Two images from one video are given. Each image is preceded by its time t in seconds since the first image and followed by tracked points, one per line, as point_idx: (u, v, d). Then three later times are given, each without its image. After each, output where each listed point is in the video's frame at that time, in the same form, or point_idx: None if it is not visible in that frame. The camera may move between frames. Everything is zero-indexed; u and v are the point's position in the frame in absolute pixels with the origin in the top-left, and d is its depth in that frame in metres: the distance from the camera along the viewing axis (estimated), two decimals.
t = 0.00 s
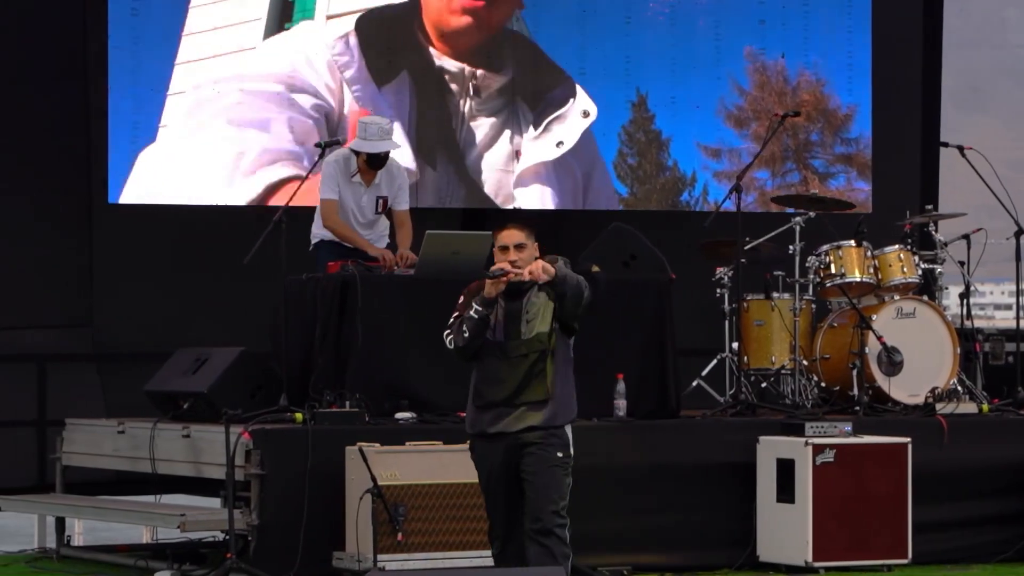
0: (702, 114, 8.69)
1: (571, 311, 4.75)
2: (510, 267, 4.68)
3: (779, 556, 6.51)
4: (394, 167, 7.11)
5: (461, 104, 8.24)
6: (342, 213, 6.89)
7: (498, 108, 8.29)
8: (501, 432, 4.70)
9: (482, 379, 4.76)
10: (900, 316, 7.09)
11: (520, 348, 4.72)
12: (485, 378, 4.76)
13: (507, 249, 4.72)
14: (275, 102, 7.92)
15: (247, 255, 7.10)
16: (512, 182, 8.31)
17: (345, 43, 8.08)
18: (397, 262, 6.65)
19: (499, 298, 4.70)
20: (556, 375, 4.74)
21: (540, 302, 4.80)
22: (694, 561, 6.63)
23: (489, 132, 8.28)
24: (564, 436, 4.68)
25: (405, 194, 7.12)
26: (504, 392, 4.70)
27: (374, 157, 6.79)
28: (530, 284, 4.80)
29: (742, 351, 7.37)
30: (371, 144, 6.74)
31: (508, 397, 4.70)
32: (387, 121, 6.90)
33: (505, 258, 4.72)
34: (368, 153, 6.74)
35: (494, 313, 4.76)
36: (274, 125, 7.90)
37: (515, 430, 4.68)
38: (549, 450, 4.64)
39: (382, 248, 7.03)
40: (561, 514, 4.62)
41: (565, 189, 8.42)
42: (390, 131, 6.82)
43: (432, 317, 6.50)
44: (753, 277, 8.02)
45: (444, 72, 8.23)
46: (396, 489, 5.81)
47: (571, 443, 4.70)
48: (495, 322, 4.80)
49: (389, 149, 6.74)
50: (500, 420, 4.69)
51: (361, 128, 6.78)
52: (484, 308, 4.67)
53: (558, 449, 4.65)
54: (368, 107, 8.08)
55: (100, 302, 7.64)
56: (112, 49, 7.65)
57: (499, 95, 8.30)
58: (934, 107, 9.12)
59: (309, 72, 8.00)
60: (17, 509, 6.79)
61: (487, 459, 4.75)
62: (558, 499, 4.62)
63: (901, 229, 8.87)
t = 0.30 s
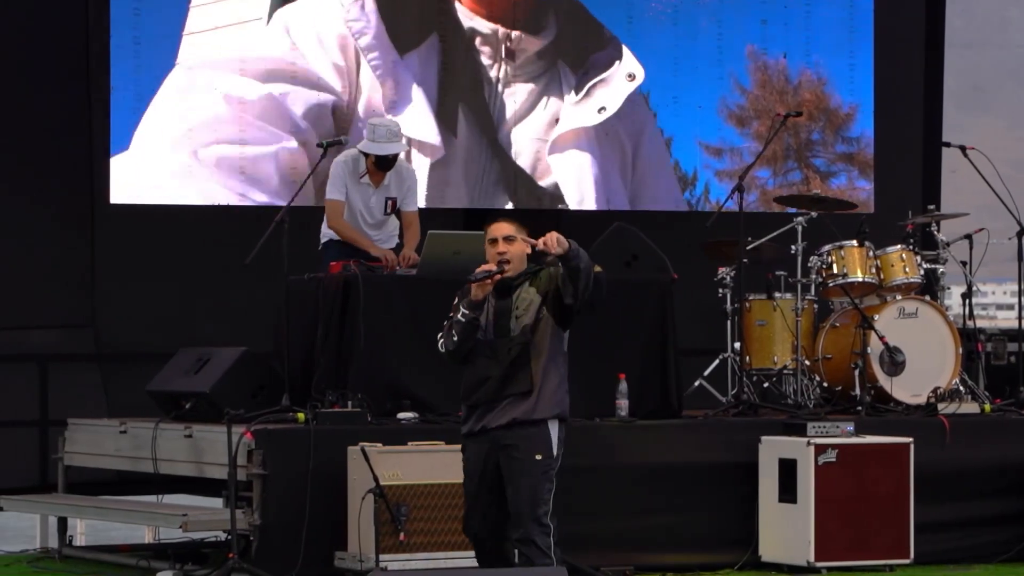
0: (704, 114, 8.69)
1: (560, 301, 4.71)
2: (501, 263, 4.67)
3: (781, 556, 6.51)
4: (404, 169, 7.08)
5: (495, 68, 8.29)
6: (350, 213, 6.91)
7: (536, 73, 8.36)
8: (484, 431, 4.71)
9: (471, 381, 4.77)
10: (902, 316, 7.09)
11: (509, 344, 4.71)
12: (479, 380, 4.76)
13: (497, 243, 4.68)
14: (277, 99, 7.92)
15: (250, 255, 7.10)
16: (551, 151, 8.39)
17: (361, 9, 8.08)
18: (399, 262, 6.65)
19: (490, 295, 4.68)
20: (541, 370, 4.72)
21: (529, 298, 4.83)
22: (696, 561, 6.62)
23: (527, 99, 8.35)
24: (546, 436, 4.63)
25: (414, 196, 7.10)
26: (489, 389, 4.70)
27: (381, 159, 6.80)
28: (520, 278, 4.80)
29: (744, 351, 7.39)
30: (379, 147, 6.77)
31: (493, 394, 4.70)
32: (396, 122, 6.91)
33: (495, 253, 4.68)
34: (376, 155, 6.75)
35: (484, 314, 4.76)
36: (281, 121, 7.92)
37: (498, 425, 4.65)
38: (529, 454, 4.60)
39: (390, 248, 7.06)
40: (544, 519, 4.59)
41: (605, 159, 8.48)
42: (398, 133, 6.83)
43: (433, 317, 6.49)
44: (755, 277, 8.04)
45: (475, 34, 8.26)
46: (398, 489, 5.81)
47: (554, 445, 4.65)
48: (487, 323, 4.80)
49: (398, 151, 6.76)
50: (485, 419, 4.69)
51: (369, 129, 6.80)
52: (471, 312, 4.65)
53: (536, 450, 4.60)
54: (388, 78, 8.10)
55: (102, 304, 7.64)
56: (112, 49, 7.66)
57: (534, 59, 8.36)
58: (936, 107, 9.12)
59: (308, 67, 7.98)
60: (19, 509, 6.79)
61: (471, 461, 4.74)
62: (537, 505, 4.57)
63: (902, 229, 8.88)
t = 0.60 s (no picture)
0: (705, 112, 8.68)
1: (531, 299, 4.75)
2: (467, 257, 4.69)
3: (781, 556, 6.51)
4: (412, 169, 7.05)
5: (506, 39, 8.30)
6: (356, 214, 6.90)
7: (548, 40, 8.37)
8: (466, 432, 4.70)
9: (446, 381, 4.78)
10: (903, 316, 7.09)
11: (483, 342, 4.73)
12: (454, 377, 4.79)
13: (463, 237, 4.69)
14: (278, 90, 7.93)
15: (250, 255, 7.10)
16: (567, 125, 8.40)
17: None
18: (399, 262, 6.64)
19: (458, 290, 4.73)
20: (518, 371, 4.72)
21: (496, 292, 4.85)
22: (696, 562, 6.61)
23: (541, 69, 8.36)
24: (528, 439, 4.63)
25: (422, 197, 7.08)
26: (466, 390, 4.71)
27: (388, 161, 6.80)
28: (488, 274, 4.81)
29: (744, 351, 7.39)
30: (385, 148, 6.75)
31: (472, 395, 4.70)
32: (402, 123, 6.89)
33: (461, 246, 4.70)
34: (383, 157, 6.75)
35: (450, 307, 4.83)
36: (282, 115, 7.93)
37: (479, 428, 4.66)
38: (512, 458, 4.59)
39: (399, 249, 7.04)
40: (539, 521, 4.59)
41: (624, 134, 8.51)
42: (404, 134, 6.81)
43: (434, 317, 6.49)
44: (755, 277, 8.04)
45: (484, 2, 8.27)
46: (399, 489, 5.81)
47: (539, 447, 4.65)
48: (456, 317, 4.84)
49: (404, 153, 6.74)
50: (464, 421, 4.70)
51: (376, 131, 6.79)
52: (436, 306, 4.74)
53: (521, 454, 4.59)
54: (395, 54, 8.11)
55: (102, 304, 7.64)
56: (113, 50, 7.64)
57: (545, 25, 8.37)
58: (936, 107, 9.13)
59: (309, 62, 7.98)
60: (19, 509, 6.79)
61: (446, 462, 4.70)
62: (530, 507, 4.58)
63: (902, 229, 8.88)
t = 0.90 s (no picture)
0: (705, 113, 8.65)
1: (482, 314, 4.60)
2: (414, 263, 4.52)
3: (781, 556, 6.51)
4: (418, 169, 6.98)
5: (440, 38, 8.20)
6: (361, 214, 6.90)
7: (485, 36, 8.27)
8: (418, 442, 4.53)
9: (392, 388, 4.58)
10: (903, 316, 7.10)
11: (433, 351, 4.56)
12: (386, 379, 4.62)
13: (407, 242, 4.52)
14: (276, 84, 7.91)
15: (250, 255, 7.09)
16: (549, 121, 8.38)
17: None
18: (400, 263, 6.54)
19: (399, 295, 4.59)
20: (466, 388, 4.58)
21: (441, 302, 4.63)
22: (697, 562, 6.61)
23: (509, 68, 8.32)
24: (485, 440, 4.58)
25: (428, 198, 7.00)
26: (417, 399, 4.53)
27: (392, 163, 6.65)
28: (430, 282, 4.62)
29: (745, 351, 7.41)
30: (390, 151, 6.61)
31: (422, 403, 4.53)
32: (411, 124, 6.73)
33: (405, 251, 4.52)
34: (388, 160, 6.60)
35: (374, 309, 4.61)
36: (282, 115, 7.90)
37: (430, 436, 4.51)
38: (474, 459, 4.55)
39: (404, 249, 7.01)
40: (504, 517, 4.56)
41: (610, 128, 8.48)
42: (411, 137, 6.64)
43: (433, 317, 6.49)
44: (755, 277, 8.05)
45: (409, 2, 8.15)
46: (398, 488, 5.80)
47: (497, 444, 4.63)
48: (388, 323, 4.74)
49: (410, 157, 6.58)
50: (413, 430, 4.52)
51: (381, 133, 6.62)
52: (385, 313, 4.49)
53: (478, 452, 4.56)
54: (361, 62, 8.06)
55: (102, 304, 7.64)
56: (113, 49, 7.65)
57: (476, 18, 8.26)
58: (936, 107, 9.14)
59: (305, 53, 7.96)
60: (19, 509, 6.78)
61: (397, 475, 4.51)
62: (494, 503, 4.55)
63: (902, 229, 8.88)
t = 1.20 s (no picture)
0: (700, 113, 8.69)
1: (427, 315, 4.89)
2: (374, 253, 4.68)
3: (776, 556, 6.50)
4: (415, 170, 6.95)
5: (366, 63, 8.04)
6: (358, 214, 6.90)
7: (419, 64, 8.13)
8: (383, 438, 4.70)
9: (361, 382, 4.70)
10: (897, 316, 7.09)
11: (396, 348, 4.71)
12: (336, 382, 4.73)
13: (369, 234, 4.67)
14: (270, 85, 7.91)
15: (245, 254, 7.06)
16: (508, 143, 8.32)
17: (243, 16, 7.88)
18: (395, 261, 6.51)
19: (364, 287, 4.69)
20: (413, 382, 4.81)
21: (398, 297, 4.82)
22: (692, 562, 6.61)
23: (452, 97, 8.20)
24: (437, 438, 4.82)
25: (426, 200, 6.99)
26: (387, 396, 4.70)
27: (389, 165, 6.61)
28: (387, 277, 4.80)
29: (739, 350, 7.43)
30: (387, 153, 6.54)
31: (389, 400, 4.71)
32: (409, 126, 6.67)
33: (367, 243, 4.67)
34: (384, 162, 6.55)
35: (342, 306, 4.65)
36: (277, 115, 7.92)
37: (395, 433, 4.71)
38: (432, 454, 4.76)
39: (400, 250, 6.97)
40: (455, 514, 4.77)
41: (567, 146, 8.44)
42: (409, 140, 6.58)
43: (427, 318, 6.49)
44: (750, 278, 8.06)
45: (334, 38, 8.01)
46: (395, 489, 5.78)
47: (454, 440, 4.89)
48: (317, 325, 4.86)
49: (407, 160, 6.52)
50: (381, 426, 4.69)
51: (379, 135, 6.56)
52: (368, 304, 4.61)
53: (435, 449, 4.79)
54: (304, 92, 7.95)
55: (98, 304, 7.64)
56: (109, 49, 7.66)
57: (398, 38, 8.09)
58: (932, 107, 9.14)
59: (252, 79, 7.87)
60: (14, 509, 6.77)
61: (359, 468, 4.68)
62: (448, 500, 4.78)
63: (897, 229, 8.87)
